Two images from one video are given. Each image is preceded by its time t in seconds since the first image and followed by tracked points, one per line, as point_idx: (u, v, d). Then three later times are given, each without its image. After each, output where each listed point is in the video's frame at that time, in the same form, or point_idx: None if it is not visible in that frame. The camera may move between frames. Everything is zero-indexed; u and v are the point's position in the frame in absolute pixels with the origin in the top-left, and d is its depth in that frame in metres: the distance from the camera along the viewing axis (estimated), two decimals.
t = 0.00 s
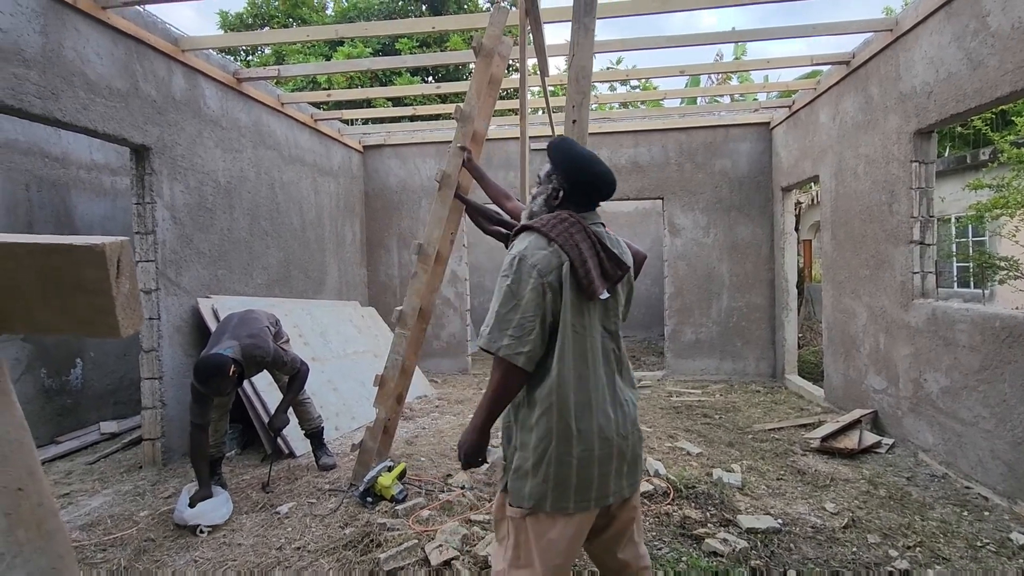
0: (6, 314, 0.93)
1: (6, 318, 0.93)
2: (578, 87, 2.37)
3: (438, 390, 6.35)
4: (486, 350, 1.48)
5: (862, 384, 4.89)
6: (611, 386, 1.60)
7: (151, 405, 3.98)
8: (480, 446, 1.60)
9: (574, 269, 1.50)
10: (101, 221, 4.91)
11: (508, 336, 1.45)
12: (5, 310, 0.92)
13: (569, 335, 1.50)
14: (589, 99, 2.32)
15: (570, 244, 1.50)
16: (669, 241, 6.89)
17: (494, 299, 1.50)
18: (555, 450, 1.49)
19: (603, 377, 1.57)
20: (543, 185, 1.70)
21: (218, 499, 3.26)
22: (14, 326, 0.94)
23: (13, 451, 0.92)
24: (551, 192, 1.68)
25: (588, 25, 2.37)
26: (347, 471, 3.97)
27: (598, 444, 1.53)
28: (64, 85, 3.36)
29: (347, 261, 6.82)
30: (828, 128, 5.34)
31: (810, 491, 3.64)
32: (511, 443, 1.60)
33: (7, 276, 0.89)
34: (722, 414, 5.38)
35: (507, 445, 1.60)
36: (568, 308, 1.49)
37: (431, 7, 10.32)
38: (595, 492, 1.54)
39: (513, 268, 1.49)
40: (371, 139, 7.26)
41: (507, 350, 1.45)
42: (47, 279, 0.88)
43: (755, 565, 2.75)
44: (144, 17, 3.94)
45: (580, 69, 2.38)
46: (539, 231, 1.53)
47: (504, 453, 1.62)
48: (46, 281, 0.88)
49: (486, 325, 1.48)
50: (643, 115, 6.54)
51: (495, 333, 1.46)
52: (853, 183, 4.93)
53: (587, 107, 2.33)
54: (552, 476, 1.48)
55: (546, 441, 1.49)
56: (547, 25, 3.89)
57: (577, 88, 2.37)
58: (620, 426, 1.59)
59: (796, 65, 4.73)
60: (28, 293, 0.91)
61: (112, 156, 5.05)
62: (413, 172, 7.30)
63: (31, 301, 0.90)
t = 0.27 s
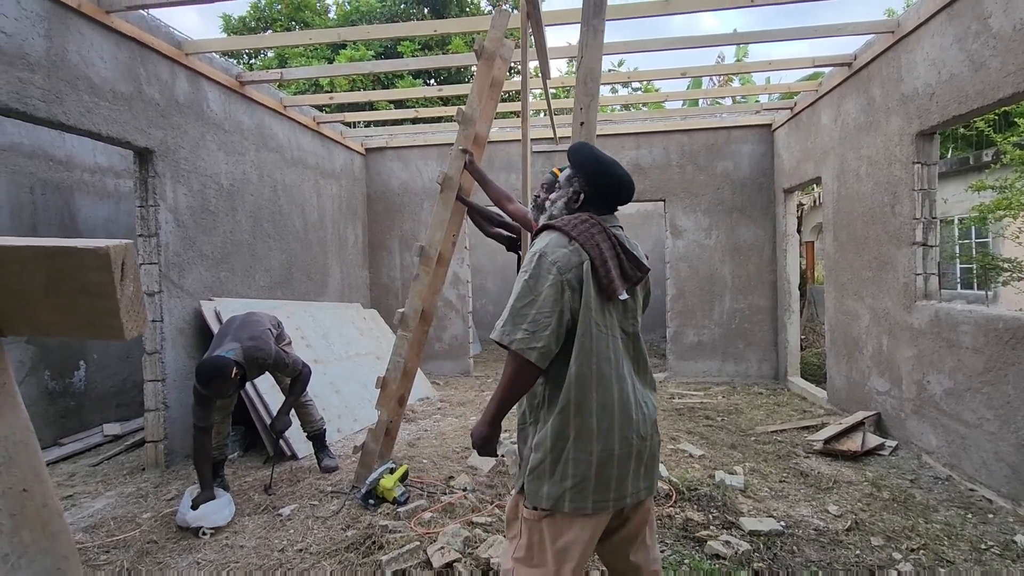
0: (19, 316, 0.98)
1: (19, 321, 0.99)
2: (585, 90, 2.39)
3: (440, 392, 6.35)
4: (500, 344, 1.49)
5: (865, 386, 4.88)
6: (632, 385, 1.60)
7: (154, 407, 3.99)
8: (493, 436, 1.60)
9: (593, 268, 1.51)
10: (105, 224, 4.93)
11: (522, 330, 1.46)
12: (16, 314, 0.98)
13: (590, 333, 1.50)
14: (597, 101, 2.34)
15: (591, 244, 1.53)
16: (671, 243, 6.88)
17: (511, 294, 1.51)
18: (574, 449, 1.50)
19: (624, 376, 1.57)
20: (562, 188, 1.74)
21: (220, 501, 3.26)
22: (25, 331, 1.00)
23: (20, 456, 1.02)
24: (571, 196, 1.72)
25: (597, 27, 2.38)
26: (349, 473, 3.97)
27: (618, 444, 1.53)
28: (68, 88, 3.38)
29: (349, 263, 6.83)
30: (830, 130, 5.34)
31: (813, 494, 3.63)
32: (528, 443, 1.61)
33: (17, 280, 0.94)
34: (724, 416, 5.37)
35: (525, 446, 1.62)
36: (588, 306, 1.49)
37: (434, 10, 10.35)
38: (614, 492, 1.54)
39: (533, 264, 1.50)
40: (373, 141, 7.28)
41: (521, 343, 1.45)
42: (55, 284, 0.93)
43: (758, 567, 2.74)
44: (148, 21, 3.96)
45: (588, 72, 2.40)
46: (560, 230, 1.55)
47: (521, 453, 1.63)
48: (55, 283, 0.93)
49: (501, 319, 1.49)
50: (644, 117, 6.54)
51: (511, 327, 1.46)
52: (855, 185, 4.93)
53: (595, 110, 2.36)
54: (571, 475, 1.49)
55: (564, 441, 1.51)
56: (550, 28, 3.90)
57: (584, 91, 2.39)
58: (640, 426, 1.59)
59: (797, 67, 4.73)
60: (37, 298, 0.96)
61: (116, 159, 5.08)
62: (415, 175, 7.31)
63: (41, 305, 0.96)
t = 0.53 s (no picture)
0: (23, 317, 0.99)
1: (23, 322, 0.99)
2: (595, 90, 2.39)
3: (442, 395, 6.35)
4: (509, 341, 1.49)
5: (868, 388, 4.86)
6: (645, 387, 1.60)
7: (156, 410, 3.99)
8: (498, 430, 1.60)
9: (606, 267, 1.51)
10: (108, 227, 4.94)
11: (532, 327, 1.45)
12: (20, 316, 0.99)
13: (604, 332, 1.50)
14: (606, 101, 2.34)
15: (603, 243, 1.53)
16: (673, 245, 6.88)
17: (522, 291, 1.51)
18: (586, 449, 1.50)
19: (638, 377, 1.57)
20: (574, 189, 1.75)
21: (222, 503, 3.25)
22: (28, 332, 1.00)
23: (21, 458, 1.02)
24: (583, 196, 1.72)
25: (608, 25, 2.38)
26: (351, 475, 3.96)
27: (631, 445, 1.53)
28: (71, 92, 3.39)
29: (351, 266, 6.84)
30: (831, 131, 5.33)
31: (816, 496, 3.62)
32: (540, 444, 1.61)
33: (18, 281, 0.94)
34: (726, 418, 5.36)
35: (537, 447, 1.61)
36: (602, 304, 1.49)
37: (435, 13, 10.38)
38: (626, 495, 1.53)
39: (545, 262, 1.50)
40: (375, 144, 7.29)
41: (530, 340, 1.45)
42: (57, 285, 0.93)
43: (761, 570, 2.73)
44: (150, 24, 3.97)
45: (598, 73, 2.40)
46: (573, 229, 1.55)
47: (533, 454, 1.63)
48: (57, 284, 0.93)
49: (512, 315, 1.48)
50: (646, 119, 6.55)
51: (521, 324, 1.46)
52: (857, 186, 4.92)
53: (604, 110, 2.36)
54: (584, 476, 1.48)
55: (578, 441, 1.50)
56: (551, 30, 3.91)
57: (594, 91, 2.39)
58: (652, 427, 1.59)
59: (799, 69, 4.73)
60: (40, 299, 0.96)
61: (118, 162, 5.09)
62: (417, 177, 7.32)
63: (44, 306, 0.96)
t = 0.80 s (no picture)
0: (23, 319, 0.99)
1: (24, 324, 0.99)
2: (607, 88, 2.39)
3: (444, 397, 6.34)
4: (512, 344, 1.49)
5: (871, 389, 4.84)
6: (651, 391, 1.59)
7: (157, 412, 3.99)
8: (502, 433, 1.60)
9: (612, 271, 1.51)
10: (110, 230, 4.95)
11: (534, 330, 1.45)
12: (21, 317, 0.99)
13: (609, 336, 1.50)
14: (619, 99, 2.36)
15: (609, 246, 1.52)
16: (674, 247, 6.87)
17: (526, 294, 1.51)
18: (592, 455, 1.49)
19: (643, 381, 1.57)
20: (581, 189, 1.74)
21: (224, 506, 3.25)
22: (29, 333, 1.00)
23: (21, 460, 1.02)
24: (589, 197, 1.72)
25: (621, 21, 2.37)
26: (352, 478, 3.96)
27: (638, 450, 1.52)
28: (74, 95, 3.40)
29: (353, 268, 6.84)
30: (833, 133, 5.32)
31: (820, 498, 3.60)
32: (546, 448, 1.61)
33: (18, 281, 0.94)
34: (729, 420, 5.34)
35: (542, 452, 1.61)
36: (607, 308, 1.49)
37: (437, 16, 10.41)
38: (634, 501, 1.52)
39: (549, 264, 1.50)
40: (377, 146, 7.30)
41: (533, 344, 1.45)
42: (57, 287, 0.93)
43: (764, 573, 2.71)
44: (152, 28, 3.98)
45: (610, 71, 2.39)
46: (579, 231, 1.55)
47: (539, 458, 1.63)
48: (57, 285, 0.93)
49: (515, 319, 1.49)
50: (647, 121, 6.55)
51: (524, 327, 1.46)
52: (859, 187, 4.91)
53: (617, 109, 2.36)
54: (590, 482, 1.48)
55: (584, 446, 1.50)
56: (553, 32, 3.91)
57: (605, 89, 2.38)
58: (658, 431, 1.58)
59: (800, 70, 4.73)
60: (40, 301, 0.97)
61: (120, 164, 5.10)
62: (418, 179, 7.33)
63: (45, 307, 0.96)
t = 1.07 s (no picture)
0: (24, 320, 0.99)
1: (24, 325, 1.00)
2: (619, 87, 2.39)
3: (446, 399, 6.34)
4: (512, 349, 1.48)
5: (874, 391, 4.83)
6: (654, 394, 1.60)
7: (160, 415, 4.00)
8: (503, 436, 1.59)
9: (615, 277, 1.51)
10: (112, 233, 4.97)
11: (536, 336, 1.44)
12: (21, 318, 0.99)
13: (613, 341, 1.50)
14: (630, 99, 2.38)
15: (612, 251, 1.52)
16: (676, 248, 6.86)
17: (528, 298, 1.50)
18: (598, 460, 1.49)
19: (647, 385, 1.57)
20: (583, 188, 1.74)
21: (226, 507, 3.25)
22: (29, 334, 1.00)
23: (22, 461, 1.02)
24: (591, 197, 1.72)
25: (635, 18, 2.36)
26: (354, 480, 3.96)
27: (643, 454, 1.52)
28: (76, 99, 3.42)
29: (354, 271, 6.85)
30: (835, 133, 5.32)
31: (823, 500, 3.59)
32: (551, 451, 1.61)
33: (18, 283, 0.95)
34: (731, 421, 5.33)
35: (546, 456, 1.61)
36: (610, 314, 1.49)
37: (438, 19, 10.42)
38: (639, 504, 1.52)
39: (552, 269, 1.49)
40: (378, 149, 7.31)
41: (534, 350, 1.44)
42: (58, 287, 0.94)
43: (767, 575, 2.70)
44: (155, 31, 4.00)
45: (624, 69, 2.39)
46: (582, 235, 1.54)
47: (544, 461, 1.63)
48: (57, 286, 0.94)
49: (515, 324, 1.48)
50: (648, 123, 6.55)
51: (526, 332, 1.45)
52: (861, 188, 4.91)
53: (629, 108, 2.37)
54: (596, 487, 1.48)
55: (589, 451, 1.50)
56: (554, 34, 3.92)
57: (618, 88, 2.39)
58: (662, 435, 1.59)
59: (801, 71, 4.73)
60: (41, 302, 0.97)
61: (123, 167, 5.12)
62: (420, 182, 7.34)
63: (46, 309, 0.96)
